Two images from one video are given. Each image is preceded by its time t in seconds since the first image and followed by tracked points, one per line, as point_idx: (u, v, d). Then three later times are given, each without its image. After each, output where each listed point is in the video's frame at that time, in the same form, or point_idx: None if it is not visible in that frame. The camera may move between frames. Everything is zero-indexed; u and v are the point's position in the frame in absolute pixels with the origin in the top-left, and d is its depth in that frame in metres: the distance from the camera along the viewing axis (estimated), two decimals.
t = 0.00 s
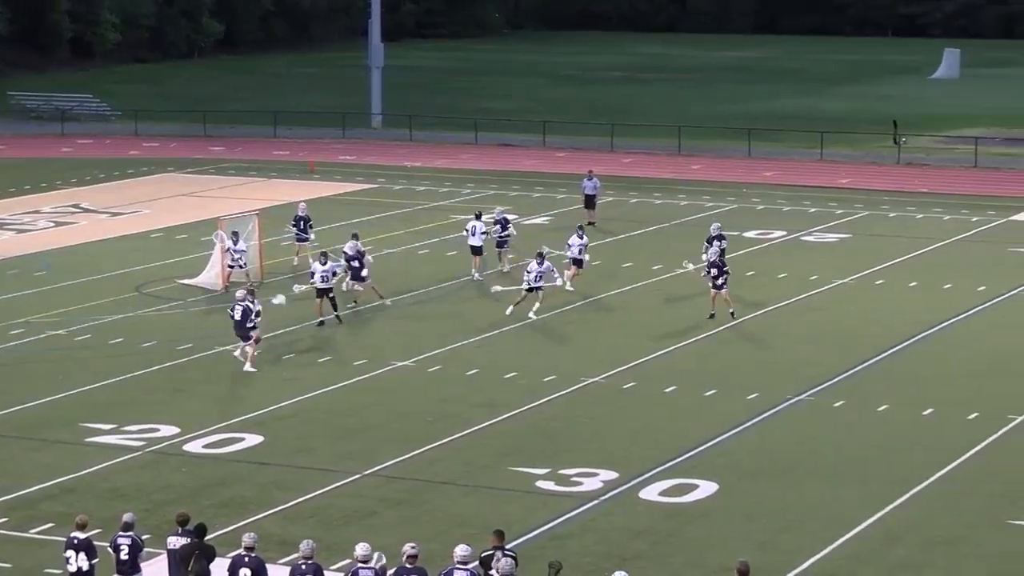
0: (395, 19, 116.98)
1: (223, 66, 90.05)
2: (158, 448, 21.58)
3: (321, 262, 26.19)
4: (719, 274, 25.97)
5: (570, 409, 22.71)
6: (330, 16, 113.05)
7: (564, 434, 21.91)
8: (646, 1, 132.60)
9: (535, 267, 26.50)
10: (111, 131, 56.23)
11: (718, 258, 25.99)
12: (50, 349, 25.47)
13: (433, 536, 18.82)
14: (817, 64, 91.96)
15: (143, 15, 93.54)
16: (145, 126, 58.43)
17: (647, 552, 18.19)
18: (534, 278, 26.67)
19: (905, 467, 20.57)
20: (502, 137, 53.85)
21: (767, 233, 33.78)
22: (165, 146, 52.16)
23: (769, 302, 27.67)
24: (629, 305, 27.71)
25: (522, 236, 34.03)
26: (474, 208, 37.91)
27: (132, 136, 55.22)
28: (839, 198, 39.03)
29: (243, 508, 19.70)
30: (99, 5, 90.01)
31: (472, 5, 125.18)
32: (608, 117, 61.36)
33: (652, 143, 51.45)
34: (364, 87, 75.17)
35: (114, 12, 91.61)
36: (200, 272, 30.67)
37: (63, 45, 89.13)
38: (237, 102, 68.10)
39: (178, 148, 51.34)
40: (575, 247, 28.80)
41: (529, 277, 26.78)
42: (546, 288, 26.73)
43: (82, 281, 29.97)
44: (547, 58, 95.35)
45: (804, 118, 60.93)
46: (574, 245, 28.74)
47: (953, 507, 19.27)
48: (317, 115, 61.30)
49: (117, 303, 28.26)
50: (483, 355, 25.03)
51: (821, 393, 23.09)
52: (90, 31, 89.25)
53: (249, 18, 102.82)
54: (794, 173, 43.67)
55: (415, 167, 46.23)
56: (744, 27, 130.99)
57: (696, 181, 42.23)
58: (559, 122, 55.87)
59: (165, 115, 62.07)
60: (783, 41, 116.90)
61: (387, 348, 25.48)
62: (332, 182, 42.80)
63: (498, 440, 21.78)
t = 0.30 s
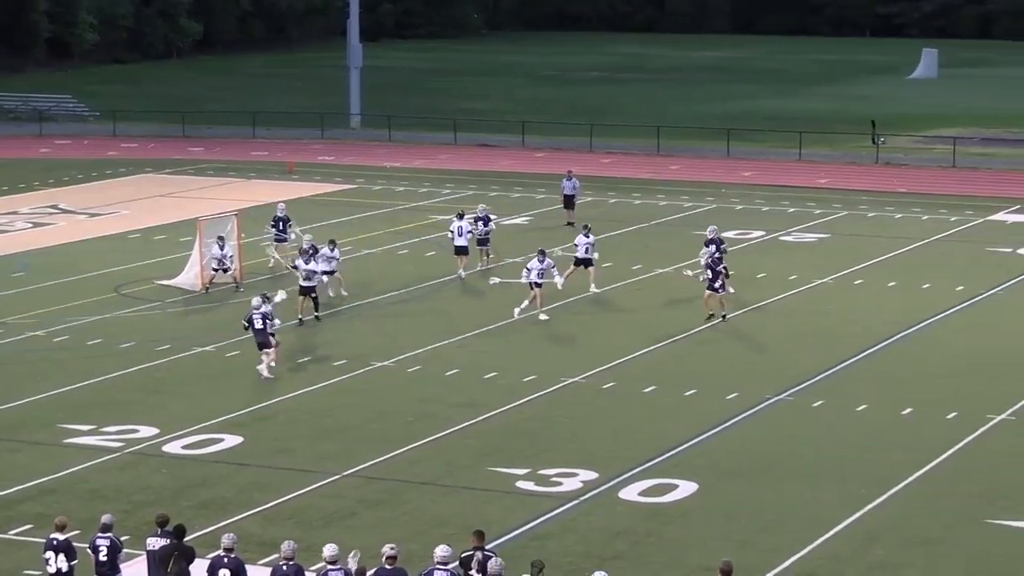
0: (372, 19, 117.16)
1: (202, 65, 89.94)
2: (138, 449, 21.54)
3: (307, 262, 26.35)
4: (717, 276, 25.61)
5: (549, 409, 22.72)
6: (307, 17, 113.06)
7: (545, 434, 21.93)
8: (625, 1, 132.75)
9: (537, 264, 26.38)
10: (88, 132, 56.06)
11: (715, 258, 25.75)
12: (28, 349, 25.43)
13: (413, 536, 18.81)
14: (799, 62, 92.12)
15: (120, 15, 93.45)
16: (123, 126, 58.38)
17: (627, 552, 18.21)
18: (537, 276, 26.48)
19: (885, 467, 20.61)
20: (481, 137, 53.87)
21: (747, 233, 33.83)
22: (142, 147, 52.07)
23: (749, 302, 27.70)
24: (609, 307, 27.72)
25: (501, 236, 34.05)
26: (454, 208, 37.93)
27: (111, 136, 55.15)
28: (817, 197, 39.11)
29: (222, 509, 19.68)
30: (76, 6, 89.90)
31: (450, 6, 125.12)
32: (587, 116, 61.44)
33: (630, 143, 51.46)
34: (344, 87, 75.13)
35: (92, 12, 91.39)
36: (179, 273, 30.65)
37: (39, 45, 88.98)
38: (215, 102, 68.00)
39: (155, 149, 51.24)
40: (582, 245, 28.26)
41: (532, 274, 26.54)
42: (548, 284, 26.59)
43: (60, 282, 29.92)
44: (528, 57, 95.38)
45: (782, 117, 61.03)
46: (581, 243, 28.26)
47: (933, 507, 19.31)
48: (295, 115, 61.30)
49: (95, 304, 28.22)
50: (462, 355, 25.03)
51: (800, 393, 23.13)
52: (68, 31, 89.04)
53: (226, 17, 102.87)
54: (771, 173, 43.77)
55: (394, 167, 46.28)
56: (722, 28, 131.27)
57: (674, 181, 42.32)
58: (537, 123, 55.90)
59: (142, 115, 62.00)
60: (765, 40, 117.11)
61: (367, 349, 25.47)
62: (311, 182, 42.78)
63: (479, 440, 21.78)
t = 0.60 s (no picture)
0: (377, 19, 117.05)
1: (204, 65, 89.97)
2: (144, 449, 21.56)
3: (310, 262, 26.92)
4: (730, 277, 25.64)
5: (555, 409, 22.75)
6: (313, 19, 113.10)
7: (550, 434, 21.97)
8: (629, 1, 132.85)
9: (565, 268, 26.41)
10: (94, 134, 56.04)
11: (727, 255, 25.65)
12: (33, 350, 25.45)
13: (419, 537, 18.84)
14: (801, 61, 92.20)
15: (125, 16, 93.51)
16: (128, 127, 58.48)
17: (633, 553, 18.23)
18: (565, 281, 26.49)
19: (890, 468, 20.66)
20: (486, 138, 54.02)
21: (751, 233, 33.92)
22: (147, 147, 52.11)
23: (755, 303, 27.77)
24: (615, 308, 27.76)
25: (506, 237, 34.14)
26: (458, 208, 38.00)
27: (116, 137, 55.23)
28: (821, 198, 39.22)
29: (228, 510, 19.70)
30: (81, 6, 89.93)
31: (453, 7, 125.08)
32: (591, 116, 61.59)
33: (636, 144, 51.60)
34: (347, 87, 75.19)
35: (95, 13, 91.39)
36: (184, 273, 30.70)
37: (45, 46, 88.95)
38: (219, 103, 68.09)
39: (160, 150, 51.27)
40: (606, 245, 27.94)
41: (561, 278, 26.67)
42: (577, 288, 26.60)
43: (66, 282, 29.96)
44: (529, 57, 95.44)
45: (786, 118, 61.16)
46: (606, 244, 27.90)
47: (938, 508, 19.35)
48: (300, 115, 61.39)
49: (101, 305, 28.26)
50: (468, 355, 25.06)
51: (806, 394, 23.16)
52: (73, 32, 89.03)
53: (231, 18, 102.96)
54: (776, 174, 43.90)
55: (399, 167, 46.37)
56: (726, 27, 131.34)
57: (678, 182, 42.44)
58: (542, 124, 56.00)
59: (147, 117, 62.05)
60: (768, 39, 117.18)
61: (374, 349, 25.51)
62: (315, 182, 42.82)
63: (485, 441, 21.81)
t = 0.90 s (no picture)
0: (407, 15, 116.51)
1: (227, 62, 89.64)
2: (168, 453, 21.13)
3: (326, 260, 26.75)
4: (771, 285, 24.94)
5: (588, 413, 22.29)
6: (341, 14, 112.91)
7: (583, 438, 21.49)
8: None
9: (619, 260, 26.12)
10: (118, 131, 55.64)
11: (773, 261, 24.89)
12: (56, 351, 25.07)
13: (448, 543, 18.38)
14: (832, 60, 91.63)
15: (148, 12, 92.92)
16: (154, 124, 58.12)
17: (668, 561, 17.74)
18: (619, 273, 26.15)
19: (931, 473, 20.14)
20: (519, 136, 53.59)
21: (786, 233, 33.44)
22: (172, 146, 51.77)
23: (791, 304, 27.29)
24: (648, 310, 27.29)
25: (537, 237, 33.69)
26: (489, 209, 37.59)
27: (141, 135, 54.84)
28: (860, 198, 38.72)
29: (254, 515, 19.26)
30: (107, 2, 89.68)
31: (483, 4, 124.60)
32: (622, 115, 61.10)
33: (671, 142, 51.11)
34: (374, 84, 74.86)
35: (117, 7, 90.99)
36: (209, 273, 30.35)
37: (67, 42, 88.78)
38: (244, 100, 67.70)
39: (185, 148, 50.90)
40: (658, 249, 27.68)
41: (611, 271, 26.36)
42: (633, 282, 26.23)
43: (88, 282, 29.61)
44: (553, 56, 95.00)
45: (821, 116, 60.69)
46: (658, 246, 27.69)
47: (982, 514, 18.82)
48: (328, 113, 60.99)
49: (125, 305, 27.90)
50: (499, 358, 24.61)
51: (846, 397, 22.65)
52: (97, 27, 88.73)
53: (257, 15, 102.68)
54: (817, 172, 43.46)
55: (429, 166, 45.96)
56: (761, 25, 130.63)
57: (714, 181, 41.97)
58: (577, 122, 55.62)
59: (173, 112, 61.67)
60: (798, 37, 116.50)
61: (404, 351, 25.08)
62: (341, 182, 42.41)
63: (516, 445, 21.35)
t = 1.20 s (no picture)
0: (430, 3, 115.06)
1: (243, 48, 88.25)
2: (175, 468, 19.71)
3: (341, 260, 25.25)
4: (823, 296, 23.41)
5: (625, 426, 20.80)
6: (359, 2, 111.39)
7: (620, 453, 20.01)
8: None
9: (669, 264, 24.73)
10: (124, 123, 54.28)
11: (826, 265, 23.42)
12: (57, 358, 23.69)
13: (476, 565, 16.91)
14: (869, 48, 89.99)
15: None
16: (159, 116, 56.72)
17: None
18: (673, 277, 24.71)
19: (996, 491, 18.61)
20: (550, 128, 52.10)
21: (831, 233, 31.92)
22: (182, 138, 50.37)
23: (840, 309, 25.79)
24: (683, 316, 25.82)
25: (568, 236, 32.24)
26: (517, 207, 36.18)
27: (147, 127, 53.49)
28: (914, 194, 37.27)
29: (266, 535, 17.82)
30: None
31: None
32: (653, 106, 59.57)
33: (709, 136, 49.61)
34: (396, 73, 73.38)
35: None
36: (219, 276, 28.97)
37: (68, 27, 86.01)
38: (259, 90, 66.29)
39: (196, 141, 49.50)
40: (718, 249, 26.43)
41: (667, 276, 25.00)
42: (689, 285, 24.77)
43: (89, 284, 28.25)
44: (575, 44, 93.51)
45: (862, 107, 59.11)
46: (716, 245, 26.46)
47: None
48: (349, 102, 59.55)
49: (129, 309, 26.54)
50: (530, 367, 23.15)
51: (902, 410, 21.14)
52: (100, 12, 85.66)
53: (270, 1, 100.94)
54: (870, 168, 41.99)
55: (454, 160, 44.52)
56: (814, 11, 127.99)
57: (752, 178, 40.48)
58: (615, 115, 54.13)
59: (181, 104, 60.23)
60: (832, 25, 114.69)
61: (430, 358, 23.63)
62: (359, 178, 40.98)
63: (548, 459, 19.87)
